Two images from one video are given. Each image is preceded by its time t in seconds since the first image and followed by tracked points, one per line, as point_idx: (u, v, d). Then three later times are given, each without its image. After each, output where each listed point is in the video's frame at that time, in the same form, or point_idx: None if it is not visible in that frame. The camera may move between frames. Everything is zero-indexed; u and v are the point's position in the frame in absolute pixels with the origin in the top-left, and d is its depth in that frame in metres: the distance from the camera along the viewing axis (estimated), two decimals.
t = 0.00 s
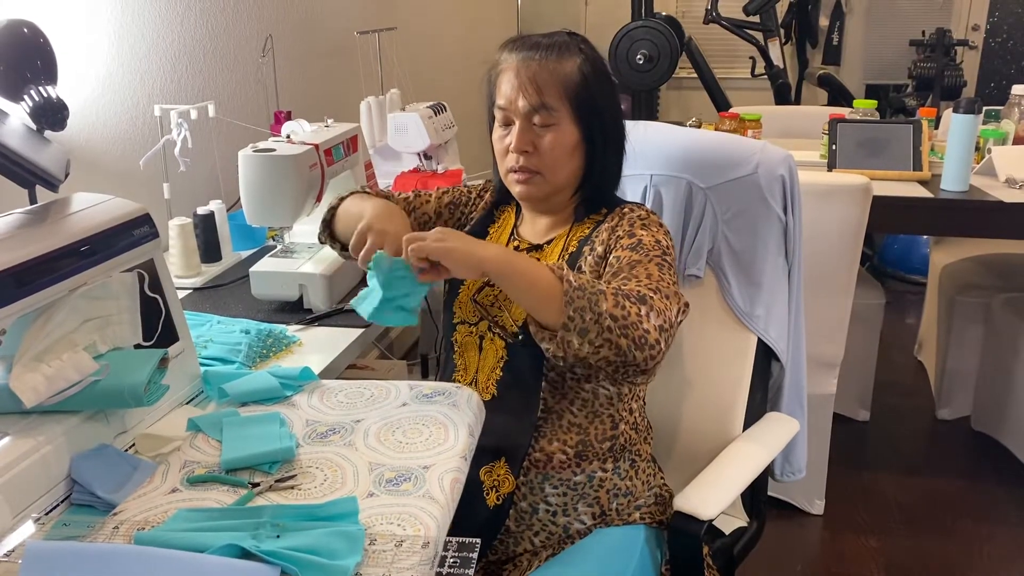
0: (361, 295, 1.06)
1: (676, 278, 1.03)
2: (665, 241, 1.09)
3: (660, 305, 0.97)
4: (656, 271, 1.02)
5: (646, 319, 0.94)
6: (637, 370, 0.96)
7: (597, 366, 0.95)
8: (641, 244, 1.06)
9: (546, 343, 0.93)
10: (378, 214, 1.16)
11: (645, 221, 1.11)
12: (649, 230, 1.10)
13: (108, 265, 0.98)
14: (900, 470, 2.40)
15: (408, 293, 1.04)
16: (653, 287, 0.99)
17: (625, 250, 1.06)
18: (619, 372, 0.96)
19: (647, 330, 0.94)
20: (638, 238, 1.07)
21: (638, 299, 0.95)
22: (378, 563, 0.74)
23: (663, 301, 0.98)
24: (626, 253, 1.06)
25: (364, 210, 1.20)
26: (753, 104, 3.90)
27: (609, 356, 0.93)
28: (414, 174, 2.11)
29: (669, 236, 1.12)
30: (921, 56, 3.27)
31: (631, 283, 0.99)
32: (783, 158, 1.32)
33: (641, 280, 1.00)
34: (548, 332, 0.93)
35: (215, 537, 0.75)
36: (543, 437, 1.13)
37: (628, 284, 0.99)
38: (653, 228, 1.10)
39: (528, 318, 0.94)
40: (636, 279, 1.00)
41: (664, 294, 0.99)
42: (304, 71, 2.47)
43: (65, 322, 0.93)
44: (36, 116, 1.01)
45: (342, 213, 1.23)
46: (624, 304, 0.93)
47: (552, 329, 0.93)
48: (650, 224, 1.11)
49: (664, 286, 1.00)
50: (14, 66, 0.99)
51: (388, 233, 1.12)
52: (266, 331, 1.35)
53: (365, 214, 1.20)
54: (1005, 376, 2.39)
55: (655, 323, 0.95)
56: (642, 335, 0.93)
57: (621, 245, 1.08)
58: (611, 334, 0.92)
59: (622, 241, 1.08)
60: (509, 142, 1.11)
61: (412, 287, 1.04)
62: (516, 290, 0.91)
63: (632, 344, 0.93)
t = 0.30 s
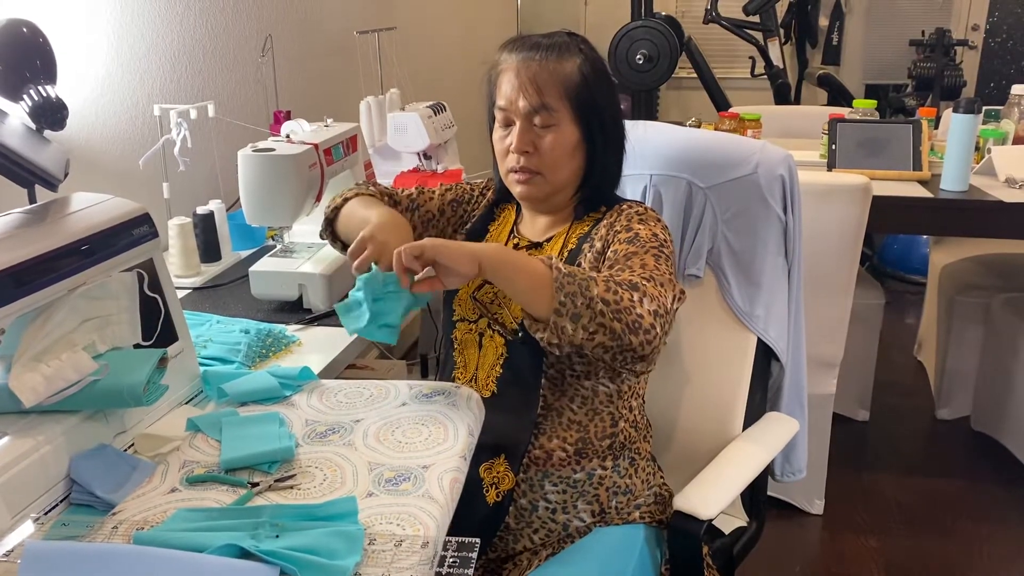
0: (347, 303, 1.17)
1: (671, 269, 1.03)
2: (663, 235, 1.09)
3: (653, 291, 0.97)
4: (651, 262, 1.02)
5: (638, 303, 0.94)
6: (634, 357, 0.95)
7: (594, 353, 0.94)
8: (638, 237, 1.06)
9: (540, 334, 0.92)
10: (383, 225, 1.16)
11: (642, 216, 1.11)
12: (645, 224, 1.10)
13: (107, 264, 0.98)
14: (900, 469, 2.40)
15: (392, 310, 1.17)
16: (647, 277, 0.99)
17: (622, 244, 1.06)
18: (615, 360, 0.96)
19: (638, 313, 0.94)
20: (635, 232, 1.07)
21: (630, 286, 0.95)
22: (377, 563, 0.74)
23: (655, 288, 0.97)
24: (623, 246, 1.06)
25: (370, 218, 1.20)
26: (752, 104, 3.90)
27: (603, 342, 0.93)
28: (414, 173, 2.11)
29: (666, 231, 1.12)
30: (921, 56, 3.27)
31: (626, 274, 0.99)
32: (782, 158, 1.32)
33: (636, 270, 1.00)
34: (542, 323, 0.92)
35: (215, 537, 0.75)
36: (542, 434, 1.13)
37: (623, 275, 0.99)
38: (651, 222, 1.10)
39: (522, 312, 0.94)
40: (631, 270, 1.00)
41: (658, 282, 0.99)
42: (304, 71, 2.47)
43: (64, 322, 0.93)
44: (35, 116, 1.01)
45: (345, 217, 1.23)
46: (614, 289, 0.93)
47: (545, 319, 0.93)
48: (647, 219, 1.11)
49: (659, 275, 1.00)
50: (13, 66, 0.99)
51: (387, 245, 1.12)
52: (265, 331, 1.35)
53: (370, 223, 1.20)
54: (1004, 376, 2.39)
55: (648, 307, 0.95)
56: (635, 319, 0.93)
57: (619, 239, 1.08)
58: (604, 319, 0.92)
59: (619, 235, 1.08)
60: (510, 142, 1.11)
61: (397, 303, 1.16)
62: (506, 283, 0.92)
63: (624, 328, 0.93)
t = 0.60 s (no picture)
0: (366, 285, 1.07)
1: (674, 276, 1.03)
2: (664, 239, 1.08)
3: (658, 304, 0.96)
4: (654, 269, 1.01)
5: (644, 319, 0.94)
6: (634, 369, 0.96)
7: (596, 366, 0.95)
8: (640, 241, 1.06)
9: (546, 346, 0.93)
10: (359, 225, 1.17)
11: (644, 219, 1.11)
12: (647, 228, 1.09)
13: (107, 264, 0.98)
14: (899, 469, 2.41)
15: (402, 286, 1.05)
16: (651, 286, 0.98)
17: (624, 248, 1.06)
18: (616, 372, 0.96)
19: (644, 331, 0.94)
20: (636, 236, 1.07)
21: (635, 299, 0.95)
22: (377, 562, 0.74)
23: (660, 301, 0.97)
24: (625, 251, 1.05)
25: (351, 218, 1.21)
26: (752, 104, 3.90)
27: (607, 358, 0.93)
28: (414, 173, 2.11)
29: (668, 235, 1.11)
30: (921, 56, 3.27)
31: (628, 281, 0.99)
32: (782, 158, 1.32)
33: (639, 278, 0.99)
34: (548, 335, 0.93)
35: (214, 537, 0.74)
36: (541, 434, 1.13)
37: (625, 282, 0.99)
38: (653, 226, 1.10)
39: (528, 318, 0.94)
40: (635, 277, 1.00)
41: (662, 293, 0.98)
42: (303, 70, 2.47)
43: (63, 321, 0.93)
44: (35, 115, 1.01)
45: (331, 220, 1.25)
46: (621, 306, 0.93)
47: (551, 332, 0.93)
48: (649, 222, 1.11)
49: (662, 284, 1.00)
50: (13, 65, 0.99)
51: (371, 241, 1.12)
52: (264, 331, 1.35)
53: (349, 224, 1.21)
54: (1004, 376, 2.39)
55: (652, 322, 0.95)
56: (640, 336, 0.93)
57: (620, 242, 1.07)
58: (608, 337, 0.92)
59: (621, 238, 1.08)
60: (508, 140, 1.11)
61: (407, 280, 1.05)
62: (513, 294, 0.91)
63: (628, 346, 0.93)
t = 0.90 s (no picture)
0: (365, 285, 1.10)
1: (670, 279, 1.02)
2: (661, 240, 1.08)
3: (653, 307, 0.96)
4: (651, 272, 1.01)
5: (638, 322, 0.94)
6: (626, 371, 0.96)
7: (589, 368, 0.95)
8: (637, 242, 1.06)
9: (540, 347, 0.93)
10: (344, 225, 1.18)
11: (642, 220, 1.10)
12: (644, 229, 1.09)
13: (107, 263, 0.98)
14: (899, 469, 2.41)
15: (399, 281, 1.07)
16: (646, 289, 0.98)
17: (621, 248, 1.06)
18: (609, 374, 0.96)
19: (638, 334, 0.93)
20: (634, 237, 1.07)
21: (630, 302, 0.94)
22: (377, 562, 0.74)
23: (655, 304, 0.97)
24: (621, 252, 1.05)
25: (336, 214, 1.23)
26: (752, 104, 3.90)
27: (599, 360, 0.93)
28: (413, 173, 2.10)
29: (666, 236, 1.11)
30: (920, 56, 3.27)
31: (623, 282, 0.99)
32: (782, 157, 1.32)
33: (634, 279, 0.99)
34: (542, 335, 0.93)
35: (214, 537, 0.74)
36: (541, 434, 1.13)
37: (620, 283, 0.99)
38: (650, 226, 1.10)
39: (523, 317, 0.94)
40: (631, 278, 0.99)
41: (657, 296, 0.98)
42: (303, 70, 2.47)
43: (64, 320, 0.93)
44: (34, 115, 1.01)
45: (319, 218, 1.26)
46: (617, 308, 0.92)
47: (545, 332, 0.93)
48: (647, 223, 1.10)
49: (658, 287, 0.99)
50: (13, 65, 0.99)
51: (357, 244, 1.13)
52: (264, 330, 1.35)
53: (335, 220, 1.22)
54: (1004, 376, 2.39)
55: (646, 326, 0.94)
56: (633, 339, 0.93)
57: (617, 243, 1.07)
58: (603, 340, 0.92)
59: (618, 238, 1.08)
60: (505, 138, 1.11)
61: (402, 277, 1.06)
62: (510, 291, 0.91)
63: (621, 349, 0.93)
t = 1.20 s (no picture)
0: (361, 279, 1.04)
1: (666, 290, 1.02)
2: (658, 246, 1.07)
3: (646, 323, 0.96)
4: (646, 282, 1.00)
5: (630, 339, 0.93)
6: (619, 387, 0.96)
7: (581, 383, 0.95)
8: (633, 249, 1.05)
9: (531, 362, 0.94)
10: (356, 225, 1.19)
11: (639, 225, 1.10)
12: (642, 234, 1.08)
13: (106, 263, 0.98)
14: (899, 469, 2.41)
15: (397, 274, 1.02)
16: (640, 301, 0.97)
17: (617, 255, 1.05)
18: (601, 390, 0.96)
19: (629, 351, 0.93)
20: (630, 243, 1.06)
21: (623, 317, 0.94)
22: (377, 561, 0.74)
23: (648, 319, 0.96)
24: (616, 259, 1.05)
25: (343, 205, 1.22)
26: (751, 104, 3.90)
27: (590, 377, 0.93)
28: (413, 172, 2.10)
29: (663, 242, 1.10)
30: (920, 55, 3.27)
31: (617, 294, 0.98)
32: (781, 157, 1.33)
33: (628, 292, 0.99)
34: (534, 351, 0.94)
35: (215, 536, 0.75)
36: (539, 434, 1.13)
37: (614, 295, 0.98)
38: (648, 232, 1.09)
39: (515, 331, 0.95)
40: (626, 290, 0.99)
41: (650, 310, 0.97)
42: (302, 70, 2.47)
43: (63, 320, 0.93)
44: (34, 115, 1.01)
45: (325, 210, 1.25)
46: (607, 325, 0.92)
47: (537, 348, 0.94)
48: (644, 228, 1.10)
49: (652, 299, 0.99)
50: (13, 65, 0.99)
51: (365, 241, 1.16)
52: (264, 330, 1.35)
53: (342, 211, 1.22)
54: (1003, 376, 2.39)
55: (638, 342, 0.94)
56: (624, 356, 0.93)
57: (613, 248, 1.07)
58: (593, 357, 0.92)
59: (614, 244, 1.07)
60: (501, 138, 1.11)
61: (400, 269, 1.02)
62: (501, 305, 0.92)
63: (612, 366, 0.93)
